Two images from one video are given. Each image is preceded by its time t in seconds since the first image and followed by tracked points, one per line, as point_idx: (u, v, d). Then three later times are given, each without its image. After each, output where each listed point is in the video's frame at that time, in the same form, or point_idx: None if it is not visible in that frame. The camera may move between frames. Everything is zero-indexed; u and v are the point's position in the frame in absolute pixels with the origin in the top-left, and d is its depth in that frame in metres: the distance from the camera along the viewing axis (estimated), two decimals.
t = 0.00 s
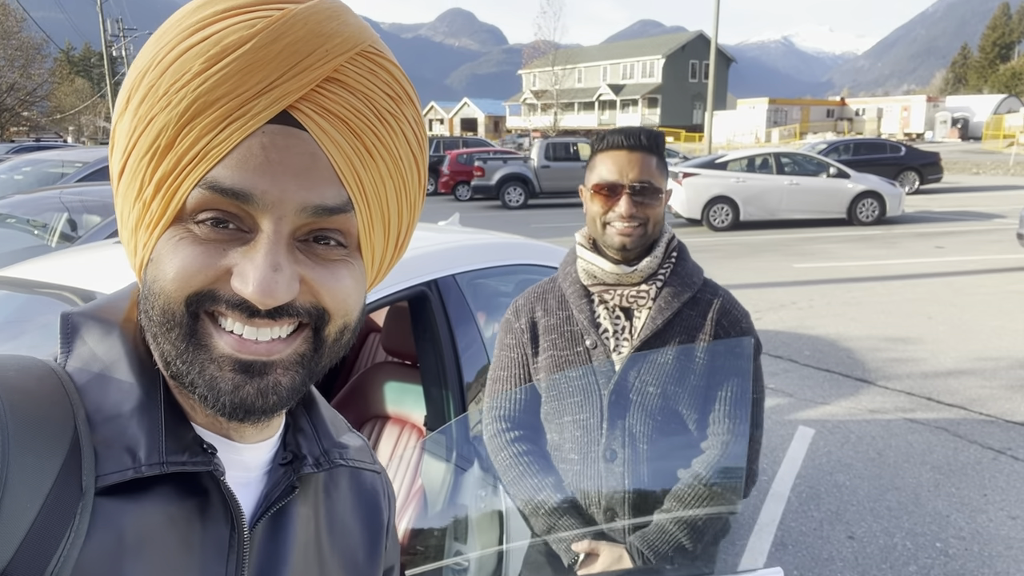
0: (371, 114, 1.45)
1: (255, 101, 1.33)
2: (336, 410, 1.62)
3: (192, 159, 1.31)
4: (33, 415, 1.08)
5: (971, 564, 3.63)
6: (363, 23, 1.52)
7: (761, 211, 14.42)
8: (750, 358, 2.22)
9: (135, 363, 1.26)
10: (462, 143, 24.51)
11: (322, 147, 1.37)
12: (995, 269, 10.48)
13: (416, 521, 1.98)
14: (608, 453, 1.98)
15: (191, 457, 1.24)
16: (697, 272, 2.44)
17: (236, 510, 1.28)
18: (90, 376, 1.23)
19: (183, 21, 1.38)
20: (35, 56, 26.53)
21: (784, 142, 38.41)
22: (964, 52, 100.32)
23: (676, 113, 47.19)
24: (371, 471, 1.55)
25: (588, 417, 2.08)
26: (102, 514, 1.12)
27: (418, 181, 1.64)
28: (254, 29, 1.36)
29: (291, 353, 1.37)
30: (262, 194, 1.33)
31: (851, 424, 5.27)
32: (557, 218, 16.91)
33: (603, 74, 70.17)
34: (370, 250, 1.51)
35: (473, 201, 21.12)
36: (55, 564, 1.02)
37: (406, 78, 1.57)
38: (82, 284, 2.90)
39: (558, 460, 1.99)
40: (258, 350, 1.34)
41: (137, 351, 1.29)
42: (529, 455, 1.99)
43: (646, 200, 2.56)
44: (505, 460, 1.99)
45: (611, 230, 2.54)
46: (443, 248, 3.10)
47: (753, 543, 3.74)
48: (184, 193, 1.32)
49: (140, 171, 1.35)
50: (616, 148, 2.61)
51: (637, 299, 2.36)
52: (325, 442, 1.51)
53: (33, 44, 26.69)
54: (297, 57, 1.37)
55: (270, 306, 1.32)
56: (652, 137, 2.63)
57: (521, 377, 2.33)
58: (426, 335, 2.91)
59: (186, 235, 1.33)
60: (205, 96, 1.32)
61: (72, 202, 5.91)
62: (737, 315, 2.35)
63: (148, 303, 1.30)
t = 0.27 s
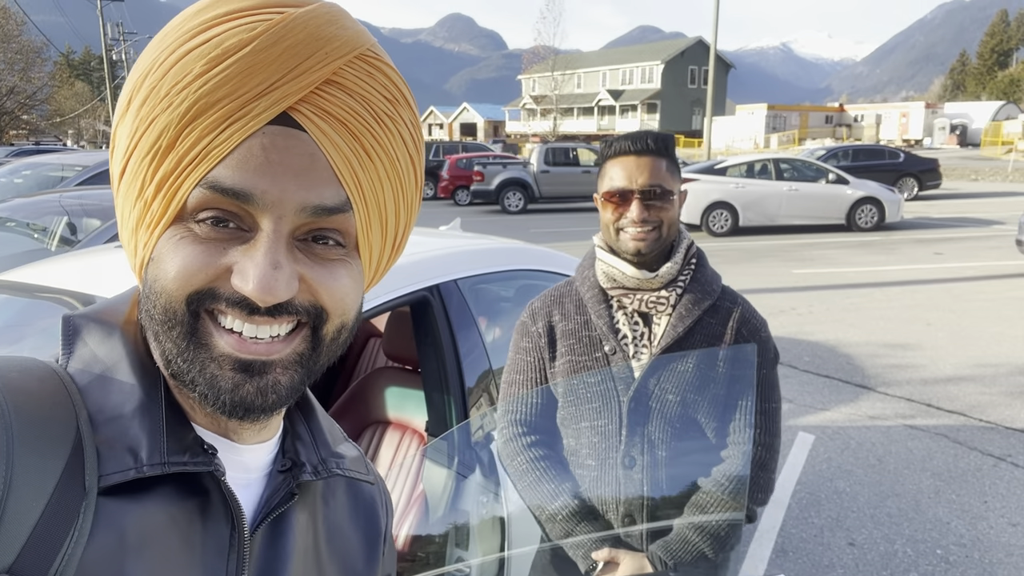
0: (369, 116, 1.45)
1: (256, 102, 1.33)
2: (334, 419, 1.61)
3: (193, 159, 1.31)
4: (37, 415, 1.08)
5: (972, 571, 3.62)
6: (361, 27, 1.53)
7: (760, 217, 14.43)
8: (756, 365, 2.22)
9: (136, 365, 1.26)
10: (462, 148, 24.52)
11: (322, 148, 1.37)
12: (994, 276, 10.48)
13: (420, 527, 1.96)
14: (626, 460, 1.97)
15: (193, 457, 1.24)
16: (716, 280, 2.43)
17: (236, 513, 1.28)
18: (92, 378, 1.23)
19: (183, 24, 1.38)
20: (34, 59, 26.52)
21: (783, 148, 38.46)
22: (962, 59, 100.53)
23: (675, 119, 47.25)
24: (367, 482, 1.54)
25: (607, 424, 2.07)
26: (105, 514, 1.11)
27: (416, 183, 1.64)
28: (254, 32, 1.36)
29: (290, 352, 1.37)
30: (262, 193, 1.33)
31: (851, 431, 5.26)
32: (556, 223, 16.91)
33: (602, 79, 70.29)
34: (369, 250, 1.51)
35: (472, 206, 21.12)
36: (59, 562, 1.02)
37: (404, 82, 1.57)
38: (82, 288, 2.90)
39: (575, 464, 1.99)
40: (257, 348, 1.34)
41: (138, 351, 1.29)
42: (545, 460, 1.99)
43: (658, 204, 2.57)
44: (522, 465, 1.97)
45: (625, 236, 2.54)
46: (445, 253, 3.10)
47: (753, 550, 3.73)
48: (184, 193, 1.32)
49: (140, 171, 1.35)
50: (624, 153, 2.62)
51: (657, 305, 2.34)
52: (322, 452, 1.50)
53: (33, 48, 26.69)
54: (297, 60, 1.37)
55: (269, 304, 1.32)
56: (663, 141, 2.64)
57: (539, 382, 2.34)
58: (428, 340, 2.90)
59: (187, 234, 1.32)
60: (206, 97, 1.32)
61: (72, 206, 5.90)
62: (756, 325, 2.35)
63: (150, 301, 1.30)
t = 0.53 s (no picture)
0: (360, 109, 1.45)
1: (246, 95, 1.32)
2: (330, 420, 1.60)
3: (183, 152, 1.31)
4: (26, 416, 1.06)
5: None
6: (351, 22, 1.53)
7: (762, 221, 14.42)
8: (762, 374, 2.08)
9: (127, 361, 1.25)
10: (464, 151, 24.54)
11: (312, 141, 1.37)
12: (996, 282, 10.47)
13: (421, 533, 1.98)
14: (624, 468, 1.83)
15: (184, 457, 1.23)
16: (723, 287, 2.28)
17: (230, 512, 1.27)
18: (82, 377, 1.21)
19: (172, 18, 1.38)
20: (38, 61, 26.57)
21: (785, 152, 38.47)
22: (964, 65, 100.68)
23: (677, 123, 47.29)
24: (364, 483, 1.53)
25: (606, 431, 1.92)
26: (96, 515, 1.10)
27: (407, 177, 1.64)
28: (243, 25, 1.36)
29: (280, 347, 1.35)
30: (252, 186, 1.32)
31: (852, 437, 5.24)
32: (557, 227, 16.91)
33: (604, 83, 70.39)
34: (360, 244, 1.50)
35: (474, 209, 21.13)
36: (49, 565, 1.01)
37: (394, 76, 1.57)
38: (81, 290, 2.89)
39: (573, 466, 1.88)
40: (248, 343, 1.32)
41: (129, 348, 1.27)
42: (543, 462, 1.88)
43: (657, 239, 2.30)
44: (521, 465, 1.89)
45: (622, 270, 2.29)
46: (446, 257, 3.09)
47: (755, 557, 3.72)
48: (174, 186, 1.31)
49: (131, 165, 1.34)
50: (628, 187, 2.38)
51: (659, 318, 2.22)
52: (318, 453, 1.48)
53: (36, 50, 26.76)
54: (287, 53, 1.37)
55: (260, 297, 1.30)
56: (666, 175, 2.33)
57: (541, 386, 2.24)
58: (430, 345, 2.89)
59: (176, 228, 1.31)
60: (196, 90, 1.32)
61: (73, 207, 5.90)
62: (764, 336, 2.20)
63: (139, 296, 1.28)
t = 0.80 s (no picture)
0: (367, 110, 1.46)
1: (253, 97, 1.33)
2: (342, 422, 1.61)
3: (192, 155, 1.32)
4: (42, 420, 1.08)
5: None
6: (356, 23, 1.54)
7: (767, 225, 14.41)
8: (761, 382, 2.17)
9: (140, 364, 1.26)
10: (469, 153, 24.57)
11: (320, 142, 1.38)
12: (1002, 287, 10.43)
13: (424, 537, 1.89)
14: (608, 480, 1.90)
15: (199, 460, 1.24)
16: (702, 295, 2.35)
17: (246, 515, 1.28)
18: (98, 381, 1.22)
19: (178, 23, 1.39)
20: (45, 63, 26.68)
21: (790, 155, 38.42)
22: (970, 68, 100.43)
23: (682, 126, 47.25)
24: (377, 484, 1.55)
25: (591, 443, 1.99)
26: (111, 517, 1.11)
27: (415, 177, 1.65)
28: (250, 27, 1.37)
29: (292, 347, 1.37)
30: (262, 188, 1.33)
31: (858, 442, 5.23)
32: (562, 230, 16.92)
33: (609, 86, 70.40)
34: (369, 244, 1.52)
35: (479, 211, 21.14)
36: (65, 567, 1.02)
37: (400, 76, 1.58)
38: (89, 292, 2.90)
39: (565, 476, 1.92)
40: (260, 343, 1.33)
41: (143, 351, 1.28)
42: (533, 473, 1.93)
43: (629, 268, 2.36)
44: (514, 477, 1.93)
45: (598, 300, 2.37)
46: (452, 261, 3.11)
47: (759, 561, 3.72)
48: (184, 188, 1.32)
49: (141, 169, 1.35)
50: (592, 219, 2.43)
51: (638, 335, 2.32)
52: (332, 455, 1.50)
53: (44, 52, 26.87)
54: (293, 55, 1.38)
55: (271, 297, 1.31)
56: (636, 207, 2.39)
57: (529, 398, 2.36)
58: (436, 348, 2.91)
59: (187, 230, 1.32)
60: (204, 94, 1.33)
61: (80, 209, 5.93)
62: (741, 345, 2.29)
63: (151, 299, 1.30)
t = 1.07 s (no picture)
0: (373, 98, 1.47)
1: (259, 86, 1.34)
2: (348, 413, 1.61)
3: (200, 144, 1.33)
4: (52, 408, 1.09)
5: None
6: (362, 11, 1.55)
7: (776, 227, 14.36)
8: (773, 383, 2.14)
9: (147, 352, 1.27)
10: (477, 155, 24.58)
11: (326, 131, 1.39)
12: (1013, 289, 10.36)
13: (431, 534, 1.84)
14: (598, 479, 1.92)
15: (206, 449, 1.25)
16: (666, 284, 2.46)
17: (251, 504, 1.29)
18: (107, 369, 1.23)
19: (184, 11, 1.40)
20: (57, 64, 26.85)
21: (800, 157, 38.26)
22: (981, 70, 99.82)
23: (691, 128, 47.14)
24: (382, 474, 1.55)
25: (578, 446, 2.03)
26: (119, 505, 1.12)
27: (421, 165, 1.66)
28: (256, 16, 1.38)
29: (298, 335, 1.38)
30: (268, 176, 1.34)
31: (867, 444, 5.21)
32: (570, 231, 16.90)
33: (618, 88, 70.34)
34: (375, 233, 1.53)
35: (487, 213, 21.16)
36: (72, 554, 1.03)
37: (406, 64, 1.59)
38: (100, 290, 2.93)
39: (559, 479, 1.93)
40: (267, 331, 1.34)
41: (151, 339, 1.29)
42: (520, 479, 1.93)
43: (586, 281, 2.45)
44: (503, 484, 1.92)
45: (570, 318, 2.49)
46: (459, 259, 3.12)
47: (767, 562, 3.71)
48: (191, 177, 1.33)
49: (148, 157, 1.37)
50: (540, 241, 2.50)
51: (609, 333, 2.43)
52: (338, 446, 1.50)
53: (55, 54, 27.05)
54: (299, 43, 1.39)
55: (278, 285, 1.33)
56: (575, 225, 2.44)
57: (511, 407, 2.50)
58: (443, 346, 2.92)
59: (194, 219, 1.34)
60: (211, 82, 1.34)
61: (91, 209, 5.97)
62: (709, 329, 2.40)
63: (159, 287, 1.31)
